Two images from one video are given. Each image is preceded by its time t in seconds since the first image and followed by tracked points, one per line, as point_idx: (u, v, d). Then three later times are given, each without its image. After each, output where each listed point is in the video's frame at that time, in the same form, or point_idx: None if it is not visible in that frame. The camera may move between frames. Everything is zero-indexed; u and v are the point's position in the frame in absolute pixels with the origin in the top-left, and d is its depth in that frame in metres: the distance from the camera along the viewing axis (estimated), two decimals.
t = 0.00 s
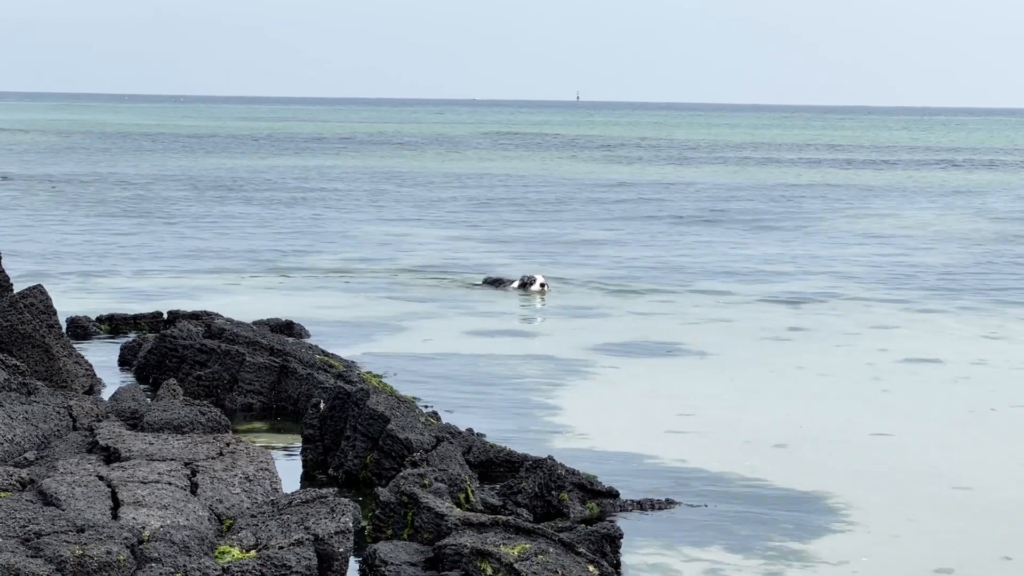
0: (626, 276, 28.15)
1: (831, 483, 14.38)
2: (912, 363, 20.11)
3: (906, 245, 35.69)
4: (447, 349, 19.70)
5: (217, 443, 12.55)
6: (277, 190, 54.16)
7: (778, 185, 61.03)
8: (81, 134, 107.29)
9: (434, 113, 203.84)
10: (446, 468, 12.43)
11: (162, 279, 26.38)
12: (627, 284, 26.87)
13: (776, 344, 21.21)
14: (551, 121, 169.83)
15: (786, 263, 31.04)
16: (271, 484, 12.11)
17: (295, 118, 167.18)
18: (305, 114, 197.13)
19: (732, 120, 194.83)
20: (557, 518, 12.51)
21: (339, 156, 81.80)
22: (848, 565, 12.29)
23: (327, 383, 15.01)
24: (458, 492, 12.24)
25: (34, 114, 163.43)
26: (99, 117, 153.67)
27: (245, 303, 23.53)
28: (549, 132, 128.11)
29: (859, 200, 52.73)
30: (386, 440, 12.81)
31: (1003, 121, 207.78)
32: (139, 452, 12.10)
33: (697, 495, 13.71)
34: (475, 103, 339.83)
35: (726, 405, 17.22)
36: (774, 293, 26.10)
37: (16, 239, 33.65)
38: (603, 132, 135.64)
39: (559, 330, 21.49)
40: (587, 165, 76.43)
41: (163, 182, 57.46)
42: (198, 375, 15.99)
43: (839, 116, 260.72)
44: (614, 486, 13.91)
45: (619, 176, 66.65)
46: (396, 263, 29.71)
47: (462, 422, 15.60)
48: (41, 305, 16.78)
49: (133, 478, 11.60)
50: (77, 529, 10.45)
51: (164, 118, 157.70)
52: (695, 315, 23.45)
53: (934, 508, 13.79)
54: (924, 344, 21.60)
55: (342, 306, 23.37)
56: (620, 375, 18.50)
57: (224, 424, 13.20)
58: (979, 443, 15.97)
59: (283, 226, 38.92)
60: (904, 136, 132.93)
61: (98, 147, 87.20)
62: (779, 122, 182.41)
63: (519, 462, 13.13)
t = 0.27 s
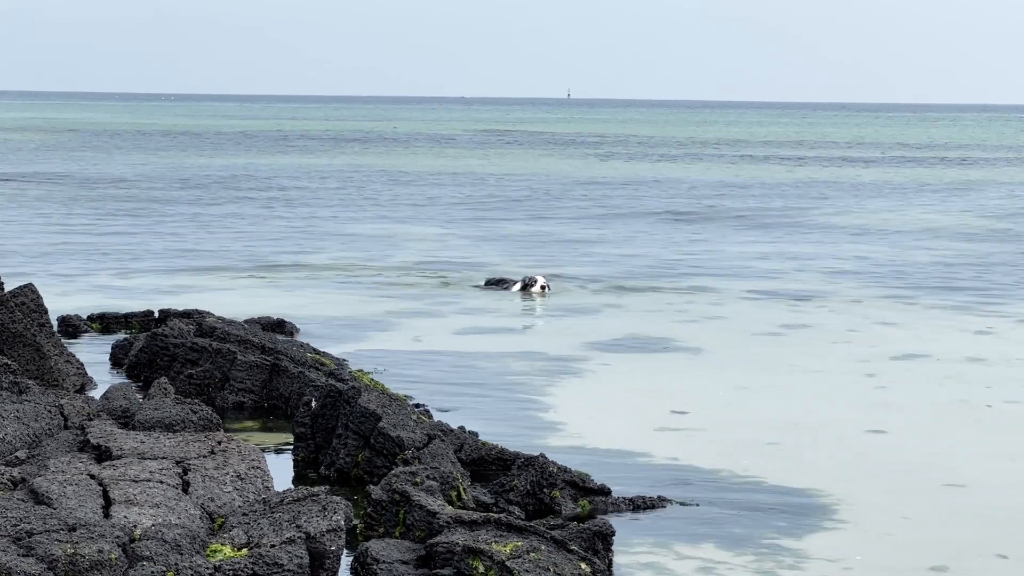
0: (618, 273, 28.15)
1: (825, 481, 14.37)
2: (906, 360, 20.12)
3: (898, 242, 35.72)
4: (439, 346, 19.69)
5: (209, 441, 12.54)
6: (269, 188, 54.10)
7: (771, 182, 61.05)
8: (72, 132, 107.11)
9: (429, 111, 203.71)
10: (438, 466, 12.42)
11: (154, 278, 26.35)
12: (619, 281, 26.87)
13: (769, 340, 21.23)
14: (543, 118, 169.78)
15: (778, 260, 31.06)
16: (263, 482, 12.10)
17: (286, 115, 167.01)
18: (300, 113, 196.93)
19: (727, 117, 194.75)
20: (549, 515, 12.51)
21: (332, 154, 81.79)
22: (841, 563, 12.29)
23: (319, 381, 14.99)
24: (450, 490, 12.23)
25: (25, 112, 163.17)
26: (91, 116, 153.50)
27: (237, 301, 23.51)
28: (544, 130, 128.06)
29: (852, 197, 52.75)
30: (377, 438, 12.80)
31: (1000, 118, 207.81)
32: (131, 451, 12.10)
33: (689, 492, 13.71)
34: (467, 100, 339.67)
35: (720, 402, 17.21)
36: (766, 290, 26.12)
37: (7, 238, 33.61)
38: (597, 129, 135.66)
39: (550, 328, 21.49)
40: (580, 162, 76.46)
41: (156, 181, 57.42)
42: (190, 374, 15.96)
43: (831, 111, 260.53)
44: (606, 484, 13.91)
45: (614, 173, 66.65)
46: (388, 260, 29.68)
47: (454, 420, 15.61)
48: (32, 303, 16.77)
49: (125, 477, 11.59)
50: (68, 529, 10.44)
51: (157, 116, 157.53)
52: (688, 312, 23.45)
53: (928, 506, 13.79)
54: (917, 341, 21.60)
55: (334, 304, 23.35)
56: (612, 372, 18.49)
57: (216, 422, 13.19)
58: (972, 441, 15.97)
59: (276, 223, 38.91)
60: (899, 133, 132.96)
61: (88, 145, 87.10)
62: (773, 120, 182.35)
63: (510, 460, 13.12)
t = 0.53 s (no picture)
0: (610, 270, 28.15)
1: (819, 478, 14.37)
2: (903, 356, 20.14)
3: (891, 238, 35.74)
4: (431, 343, 19.69)
5: (200, 439, 12.54)
6: (261, 186, 54.06)
7: (763, 179, 61.06)
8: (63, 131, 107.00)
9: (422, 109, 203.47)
10: (430, 463, 12.41)
11: (145, 276, 26.33)
12: (612, 278, 26.88)
13: (761, 336, 21.24)
14: (535, 115, 169.75)
15: (770, 257, 31.07)
16: (255, 480, 12.09)
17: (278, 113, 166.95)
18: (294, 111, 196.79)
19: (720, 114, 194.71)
20: (543, 513, 12.51)
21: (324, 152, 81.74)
22: (834, 559, 12.29)
23: (312, 378, 14.98)
24: (442, 488, 12.23)
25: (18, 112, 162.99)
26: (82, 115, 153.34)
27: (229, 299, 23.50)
28: (535, 127, 128.09)
29: (844, 194, 52.78)
30: (369, 435, 12.80)
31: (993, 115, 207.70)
32: (123, 449, 12.09)
33: (681, 489, 13.71)
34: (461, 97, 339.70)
35: (714, 400, 17.20)
36: (758, 286, 26.12)
37: None
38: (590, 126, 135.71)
39: (542, 324, 21.48)
40: (572, 159, 76.45)
41: (148, 179, 57.36)
42: (181, 372, 15.97)
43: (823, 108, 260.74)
44: (600, 481, 13.91)
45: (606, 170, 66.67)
46: (380, 259, 29.66)
47: (446, 416, 15.61)
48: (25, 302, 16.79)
49: (117, 475, 11.59)
50: (61, 527, 10.42)
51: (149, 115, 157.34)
52: (679, 309, 23.46)
53: (924, 502, 13.77)
54: (910, 337, 21.63)
55: (325, 302, 23.34)
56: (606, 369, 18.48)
57: (208, 420, 13.18)
58: (967, 437, 15.97)
59: (267, 222, 38.87)
60: (891, 130, 133.08)
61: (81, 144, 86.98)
62: (766, 117, 182.39)
63: (502, 457, 13.11)
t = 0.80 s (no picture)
0: (603, 267, 28.18)
1: (812, 474, 14.38)
2: (898, 353, 20.16)
3: (883, 235, 35.78)
4: (424, 340, 19.71)
5: (193, 437, 12.56)
6: (253, 184, 54.06)
7: (757, 176, 61.09)
8: (57, 130, 106.91)
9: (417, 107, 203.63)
10: (423, 462, 12.42)
11: (138, 275, 26.33)
12: (604, 275, 26.90)
13: (754, 333, 21.26)
14: (529, 113, 169.74)
15: (763, 254, 31.10)
16: (248, 478, 12.10)
17: (271, 112, 166.82)
18: (289, 109, 196.91)
19: (715, 111, 194.85)
20: (536, 510, 12.52)
21: (319, 150, 81.72)
22: (828, 556, 12.31)
23: (304, 376, 15.00)
24: (435, 485, 12.24)
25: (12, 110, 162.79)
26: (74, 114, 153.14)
27: (222, 297, 23.51)
28: (530, 125, 128.23)
29: (836, 191, 52.83)
30: (362, 433, 12.81)
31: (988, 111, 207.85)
32: (116, 447, 12.10)
33: (673, 485, 13.73)
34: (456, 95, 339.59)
35: (707, 396, 17.21)
36: (750, 283, 26.15)
37: None
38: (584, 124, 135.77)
39: (535, 322, 21.49)
40: (567, 156, 76.48)
41: (140, 177, 57.34)
42: (174, 370, 15.99)
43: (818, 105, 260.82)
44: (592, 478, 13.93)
45: (600, 167, 66.71)
46: (373, 256, 29.68)
47: (438, 414, 15.62)
48: (16, 301, 16.79)
49: (109, 474, 11.60)
50: (53, 525, 10.44)
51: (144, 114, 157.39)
52: (672, 305, 23.48)
53: (916, 500, 13.78)
54: (904, 334, 21.65)
55: (317, 299, 23.36)
56: (599, 366, 18.50)
57: (200, 418, 13.20)
58: (961, 433, 16.00)
59: (261, 220, 38.86)
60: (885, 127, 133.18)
61: (73, 143, 86.88)
62: (761, 115, 182.51)
63: (495, 455, 13.13)
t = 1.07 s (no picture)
0: (595, 265, 28.18)
1: (805, 471, 14.40)
2: (893, 350, 20.17)
3: (876, 233, 35.81)
4: (417, 338, 19.72)
5: (184, 435, 12.57)
6: (246, 183, 54.05)
7: (751, 173, 61.15)
8: (51, 129, 106.82)
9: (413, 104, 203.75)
10: (414, 459, 12.43)
11: (130, 274, 26.33)
12: (597, 274, 26.91)
13: (750, 331, 21.29)
14: (523, 112, 169.82)
15: (755, 252, 31.12)
16: (239, 477, 12.11)
17: (265, 110, 166.81)
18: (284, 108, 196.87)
19: (711, 109, 194.75)
20: (528, 508, 12.54)
21: (312, 150, 81.80)
22: (820, 553, 12.32)
23: (296, 374, 15.02)
24: (427, 483, 12.24)
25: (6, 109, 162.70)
26: (69, 113, 153.10)
27: (214, 296, 23.51)
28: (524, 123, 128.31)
29: (828, 188, 52.89)
30: (354, 431, 12.82)
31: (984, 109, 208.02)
32: (107, 446, 12.11)
33: (666, 483, 13.73)
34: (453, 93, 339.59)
35: (699, 394, 17.23)
36: (743, 281, 26.16)
37: None
38: (579, 122, 135.76)
39: (527, 320, 21.50)
40: (561, 154, 76.47)
41: (133, 176, 57.32)
42: (166, 369, 16.01)
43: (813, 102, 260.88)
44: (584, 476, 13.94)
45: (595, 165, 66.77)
46: (365, 255, 29.67)
47: (429, 412, 15.64)
48: (8, 300, 16.80)
49: (101, 473, 11.60)
50: (45, 524, 10.44)
51: (138, 112, 157.24)
52: (665, 304, 23.49)
53: (909, 497, 13.79)
54: (901, 331, 21.68)
55: (310, 298, 23.36)
56: (593, 364, 18.51)
57: (192, 416, 13.22)
58: (954, 430, 16.01)
59: (254, 219, 38.85)
60: (879, 124, 133.28)
61: (67, 142, 86.84)
62: (756, 111, 182.62)
63: (486, 453, 13.14)
